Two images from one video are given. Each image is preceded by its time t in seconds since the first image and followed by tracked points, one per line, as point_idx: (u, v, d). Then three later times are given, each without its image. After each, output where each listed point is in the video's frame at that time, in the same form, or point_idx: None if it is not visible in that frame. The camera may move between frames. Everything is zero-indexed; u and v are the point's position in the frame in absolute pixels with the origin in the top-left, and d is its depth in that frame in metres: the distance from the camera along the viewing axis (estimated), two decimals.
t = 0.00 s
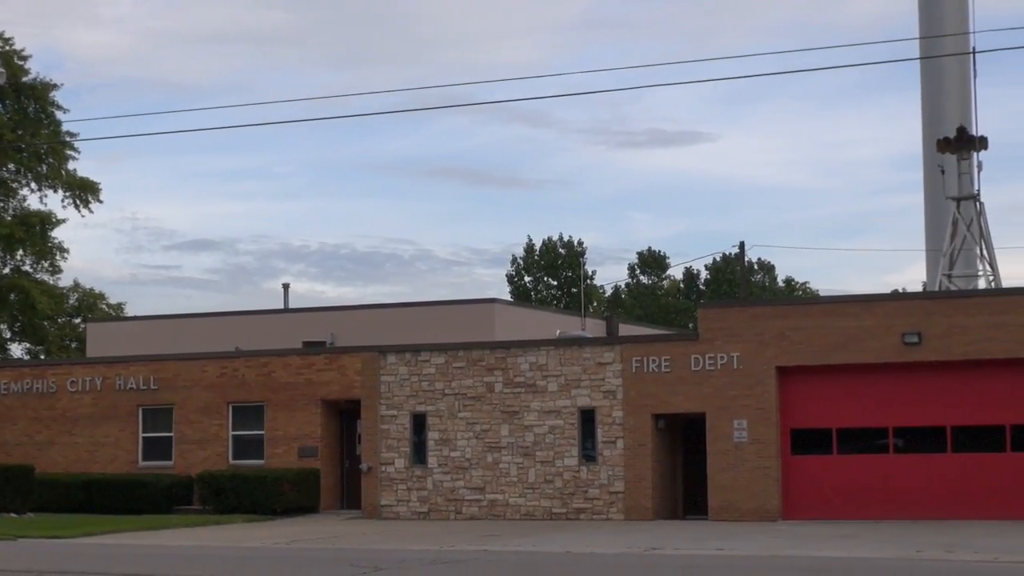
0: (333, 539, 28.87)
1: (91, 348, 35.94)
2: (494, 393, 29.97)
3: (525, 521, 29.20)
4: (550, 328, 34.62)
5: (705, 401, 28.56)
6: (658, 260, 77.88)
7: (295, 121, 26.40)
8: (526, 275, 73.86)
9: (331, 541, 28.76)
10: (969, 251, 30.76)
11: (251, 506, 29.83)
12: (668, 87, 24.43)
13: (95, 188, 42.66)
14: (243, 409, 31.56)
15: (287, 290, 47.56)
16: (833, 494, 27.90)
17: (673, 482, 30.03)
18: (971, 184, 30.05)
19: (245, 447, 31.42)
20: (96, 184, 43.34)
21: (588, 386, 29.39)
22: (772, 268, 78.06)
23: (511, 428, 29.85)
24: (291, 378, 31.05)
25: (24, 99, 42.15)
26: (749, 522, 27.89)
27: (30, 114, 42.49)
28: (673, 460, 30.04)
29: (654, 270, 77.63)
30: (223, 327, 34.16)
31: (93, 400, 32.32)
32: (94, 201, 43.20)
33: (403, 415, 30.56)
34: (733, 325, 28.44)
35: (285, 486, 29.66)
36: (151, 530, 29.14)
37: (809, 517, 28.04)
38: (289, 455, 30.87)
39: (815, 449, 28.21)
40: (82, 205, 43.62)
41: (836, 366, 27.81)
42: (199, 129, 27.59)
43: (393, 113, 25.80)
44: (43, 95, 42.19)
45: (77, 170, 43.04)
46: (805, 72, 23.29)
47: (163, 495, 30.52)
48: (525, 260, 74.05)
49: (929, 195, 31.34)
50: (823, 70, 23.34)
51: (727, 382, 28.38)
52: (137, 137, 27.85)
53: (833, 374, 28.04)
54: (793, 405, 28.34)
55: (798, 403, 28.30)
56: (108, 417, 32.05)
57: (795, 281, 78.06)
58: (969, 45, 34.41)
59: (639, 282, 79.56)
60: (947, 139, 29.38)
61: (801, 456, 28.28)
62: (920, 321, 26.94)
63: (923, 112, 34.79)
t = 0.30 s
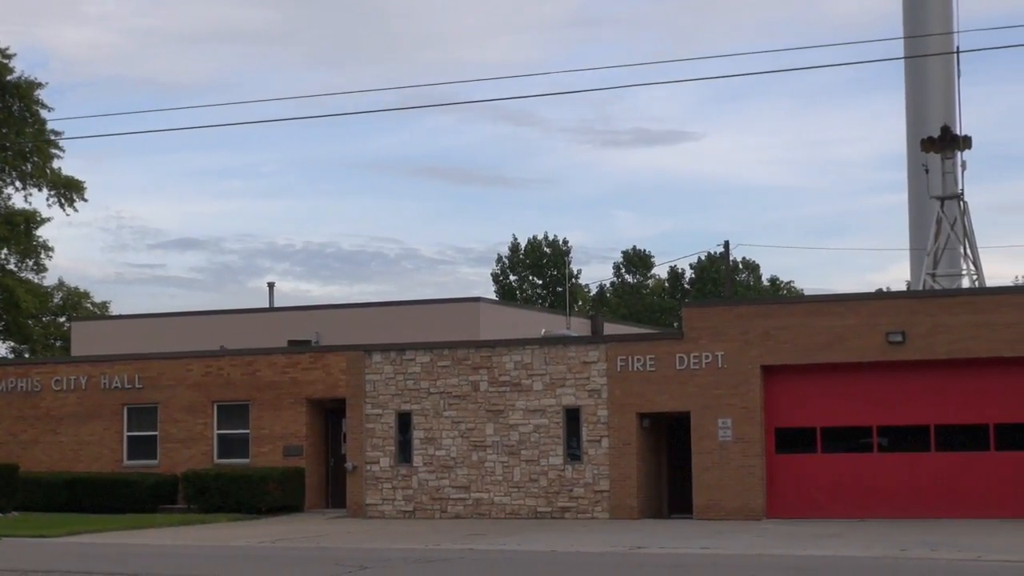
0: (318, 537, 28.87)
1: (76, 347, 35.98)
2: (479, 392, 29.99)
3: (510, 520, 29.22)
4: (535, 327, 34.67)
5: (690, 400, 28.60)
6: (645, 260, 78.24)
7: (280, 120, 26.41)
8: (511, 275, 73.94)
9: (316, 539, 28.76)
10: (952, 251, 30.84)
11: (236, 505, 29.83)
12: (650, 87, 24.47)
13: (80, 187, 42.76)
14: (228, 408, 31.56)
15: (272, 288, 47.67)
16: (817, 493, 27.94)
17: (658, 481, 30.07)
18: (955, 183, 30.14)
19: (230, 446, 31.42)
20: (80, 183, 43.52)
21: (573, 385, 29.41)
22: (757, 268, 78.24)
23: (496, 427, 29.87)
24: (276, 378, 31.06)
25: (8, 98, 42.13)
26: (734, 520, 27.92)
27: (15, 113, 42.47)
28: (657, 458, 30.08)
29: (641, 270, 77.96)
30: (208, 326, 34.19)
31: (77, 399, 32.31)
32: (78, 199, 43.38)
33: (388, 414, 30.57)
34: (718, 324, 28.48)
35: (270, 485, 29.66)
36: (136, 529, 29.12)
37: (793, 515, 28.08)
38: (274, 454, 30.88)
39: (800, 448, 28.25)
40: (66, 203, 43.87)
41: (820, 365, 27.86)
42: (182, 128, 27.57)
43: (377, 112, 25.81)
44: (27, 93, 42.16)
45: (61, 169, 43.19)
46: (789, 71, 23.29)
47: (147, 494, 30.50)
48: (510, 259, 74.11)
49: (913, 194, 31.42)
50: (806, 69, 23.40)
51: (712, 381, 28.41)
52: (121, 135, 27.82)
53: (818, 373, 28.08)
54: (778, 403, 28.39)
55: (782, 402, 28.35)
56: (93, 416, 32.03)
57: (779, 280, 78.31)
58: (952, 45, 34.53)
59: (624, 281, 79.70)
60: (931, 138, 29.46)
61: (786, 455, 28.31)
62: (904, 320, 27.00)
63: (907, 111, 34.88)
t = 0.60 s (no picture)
0: (304, 536, 28.86)
1: (63, 345, 36.00)
2: (466, 391, 29.98)
3: (496, 519, 29.22)
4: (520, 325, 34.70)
5: (676, 399, 28.60)
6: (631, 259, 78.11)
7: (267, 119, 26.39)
8: (498, 274, 74.00)
9: (303, 538, 28.74)
10: (939, 251, 30.87)
11: (222, 504, 29.82)
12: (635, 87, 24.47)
13: (67, 186, 42.78)
14: (215, 407, 31.56)
15: (258, 287, 47.71)
16: (804, 493, 27.94)
17: (644, 480, 30.08)
18: (941, 183, 30.18)
19: (217, 445, 31.42)
20: (68, 181, 43.52)
21: (559, 384, 29.41)
22: (743, 267, 78.35)
23: (483, 426, 29.87)
24: (263, 377, 31.05)
25: None
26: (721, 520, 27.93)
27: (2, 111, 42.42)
28: (644, 458, 30.08)
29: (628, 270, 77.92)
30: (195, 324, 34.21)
31: (64, 398, 32.29)
32: (66, 197, 43.38)
33: (375, 413, 30.57)
34: (704, 324, 28.48)
35: (256, 484, 29.65)
36: (122, 528, 29.10)
37: (780, 515, 28.09)
38: (260, 453, 30.87)
39: (787, 447, 28.26)
40: (54, 202, 43.86)
41: (807, 365, 27.87)
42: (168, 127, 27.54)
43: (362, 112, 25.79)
44: (14, 92, 42.11)
45: (48, 167, 43.17)
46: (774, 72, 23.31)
47: (134, 493, 30.48)
48: (497, 259, 74.15)
49: (899, 194, 31.45)
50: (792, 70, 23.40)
51: (698, 381, 28.41)
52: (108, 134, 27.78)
53: (805, 372, 28.09)
54: (764, 404, 28.40)
55: (769, 402, 28.36)
56: (79, 414, 32.01)
57: (765, 280, 78.40)
58: (939, 45, 34.58)
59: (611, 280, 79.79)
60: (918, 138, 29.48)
61: (772, 455, 28.32)
62: (891, 320, 27.01)
63: (893, 112, 34.93)
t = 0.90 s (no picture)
0: (288, 535, 28.83)
1: (48, 342, 35.96)
2: (450, 391, 29.96)
3: (480, 519, 29.20)
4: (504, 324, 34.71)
5: (661, 399, 28.61)
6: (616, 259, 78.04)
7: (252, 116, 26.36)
8: (483, 273, 74.00)
9: (287, 537, 28.71)
10: (924, 251, 30.92)
11: (206, 503, 29.79)
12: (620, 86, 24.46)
13: (51, 184, 42.77)
14: (199, 405, 31.53)
15: (241, 285, 47.72)
16: (787, 493, 27.96)
17: (628, 480, 30.09)
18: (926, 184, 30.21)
19: (201, 443, 31.39)
20: (52, 178, 43.46)
21: (544, 384, 29.40)
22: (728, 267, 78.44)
23: (467, 425, 29.85)
24: (248, 375, 31.02)
25: None
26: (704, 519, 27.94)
27: None
28: (628, 458, 30.08)
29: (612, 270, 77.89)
30: (179, 322, 34.23)
31: (47, 396, 32.24)
32: (50, 194, 43.32)
33: (360, 412, 30.55)
34: (689, 324, 28.47)
35: (240, 483, 29.62)
36: (106, 526, 29.06)
37: (764, 515, 28.10)
38: (244, 451, 30.86)
39: (771, 447, 28.27)
40: (38, 199, 43.80)
41: (792, 365, 27.87)
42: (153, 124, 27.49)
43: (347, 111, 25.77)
44: None
45: (32, 164, 43.11)
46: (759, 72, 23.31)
47: (117, 491, 30.44)
48: (482, 258, 74.16)
49: (884, 195, 31.49)
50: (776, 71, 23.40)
51: (682, 381, 28.41)
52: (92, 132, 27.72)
53: (789, 373, 28.10)
54: (749, 404, 28.40)
55: (754, 402, 28.35)
56: (63, 412, 31.97)
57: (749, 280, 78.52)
58: (925, 46, 34.65)
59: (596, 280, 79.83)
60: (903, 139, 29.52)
61: (756, 454, 28.33)
62: (875, 321, 27.03)
63: (879, 112, 34.99)
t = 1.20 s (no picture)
0: (274, 534, 28.83)
1: (34, 341, 35.98)
2: (437, 390, 29.98)
3: (466, 519, 29.22)
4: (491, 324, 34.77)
5: (647, 399, 28.64)
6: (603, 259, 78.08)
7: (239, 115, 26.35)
8: (470, 273, 74.03)
9: (273, 536, 28.71)
10: (909, 252, 31.01)
11: (193, 502, 29.79)
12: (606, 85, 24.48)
13: (37, 182, 42.71)
14: (185, 405, 31.54)
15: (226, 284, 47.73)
16: (773, 493, 28.00)
17: (615, 480, 30.13)
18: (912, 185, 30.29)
19: (187, 442, 31.39)
20: (38, 177, 43.43)
21: (530, 384, 29.43)
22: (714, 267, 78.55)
23: (453, 425, 29.87)
24: (234, 374, 31.03)
25: None
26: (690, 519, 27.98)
27: None
28: (614, 458, 30.11)
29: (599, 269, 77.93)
30: (166, 321, 34.25)
31: (33, 395, 32.24)
32: (37, 193, 43.29)
33: (346, 412, 30.57)
34: (675, 324, 28.50)
35: (227, 482, 29.63)
36: (91, 525, 29.05)
37: (749, 515, 28.14)
38: (230, 450, 30.87)
39: (757, 447, 28.31)
40: (24, 198, 43.77)
41: (777, 365, 27.92)
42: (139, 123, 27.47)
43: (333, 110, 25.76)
44: None
45: (18, 163, 43.07)
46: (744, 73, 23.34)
47: (103, 490, 30.44)
48: (469, 258, 74.21)
49: (870, 196, 31.57)
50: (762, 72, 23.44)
51: (668, 381, 28.45)
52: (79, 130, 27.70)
53: (774, 373, 28.15)
54: (734, 404, 28.43)
55: (740, 402, 28.39)
56: (49, 411, 31.96)
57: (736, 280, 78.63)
58: (911, 47, 34.74)
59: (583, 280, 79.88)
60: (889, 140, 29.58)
61: (742, 454, 28.37)
62: (861, 322, 27.08)
63: (865, 113, 35.06)
